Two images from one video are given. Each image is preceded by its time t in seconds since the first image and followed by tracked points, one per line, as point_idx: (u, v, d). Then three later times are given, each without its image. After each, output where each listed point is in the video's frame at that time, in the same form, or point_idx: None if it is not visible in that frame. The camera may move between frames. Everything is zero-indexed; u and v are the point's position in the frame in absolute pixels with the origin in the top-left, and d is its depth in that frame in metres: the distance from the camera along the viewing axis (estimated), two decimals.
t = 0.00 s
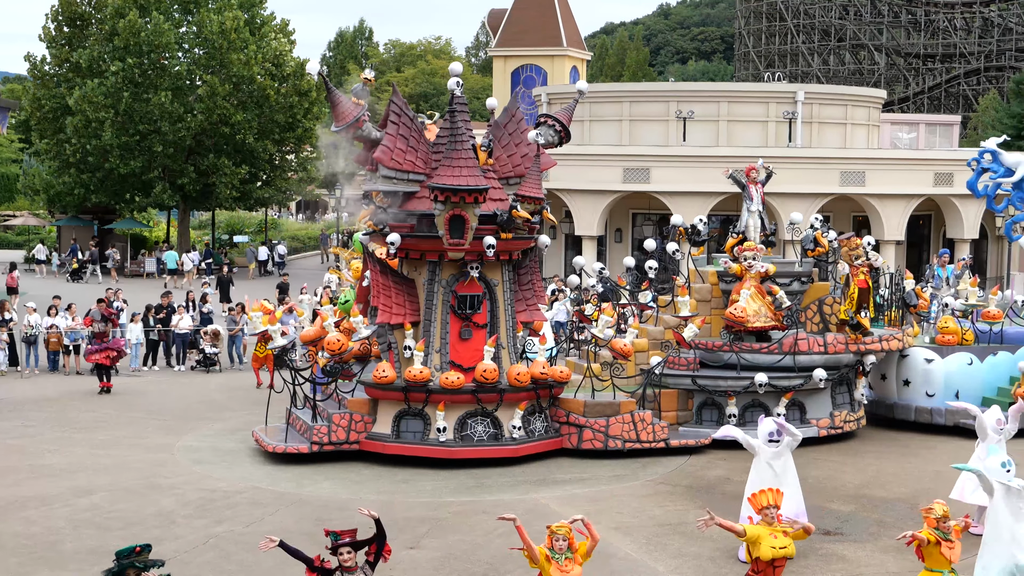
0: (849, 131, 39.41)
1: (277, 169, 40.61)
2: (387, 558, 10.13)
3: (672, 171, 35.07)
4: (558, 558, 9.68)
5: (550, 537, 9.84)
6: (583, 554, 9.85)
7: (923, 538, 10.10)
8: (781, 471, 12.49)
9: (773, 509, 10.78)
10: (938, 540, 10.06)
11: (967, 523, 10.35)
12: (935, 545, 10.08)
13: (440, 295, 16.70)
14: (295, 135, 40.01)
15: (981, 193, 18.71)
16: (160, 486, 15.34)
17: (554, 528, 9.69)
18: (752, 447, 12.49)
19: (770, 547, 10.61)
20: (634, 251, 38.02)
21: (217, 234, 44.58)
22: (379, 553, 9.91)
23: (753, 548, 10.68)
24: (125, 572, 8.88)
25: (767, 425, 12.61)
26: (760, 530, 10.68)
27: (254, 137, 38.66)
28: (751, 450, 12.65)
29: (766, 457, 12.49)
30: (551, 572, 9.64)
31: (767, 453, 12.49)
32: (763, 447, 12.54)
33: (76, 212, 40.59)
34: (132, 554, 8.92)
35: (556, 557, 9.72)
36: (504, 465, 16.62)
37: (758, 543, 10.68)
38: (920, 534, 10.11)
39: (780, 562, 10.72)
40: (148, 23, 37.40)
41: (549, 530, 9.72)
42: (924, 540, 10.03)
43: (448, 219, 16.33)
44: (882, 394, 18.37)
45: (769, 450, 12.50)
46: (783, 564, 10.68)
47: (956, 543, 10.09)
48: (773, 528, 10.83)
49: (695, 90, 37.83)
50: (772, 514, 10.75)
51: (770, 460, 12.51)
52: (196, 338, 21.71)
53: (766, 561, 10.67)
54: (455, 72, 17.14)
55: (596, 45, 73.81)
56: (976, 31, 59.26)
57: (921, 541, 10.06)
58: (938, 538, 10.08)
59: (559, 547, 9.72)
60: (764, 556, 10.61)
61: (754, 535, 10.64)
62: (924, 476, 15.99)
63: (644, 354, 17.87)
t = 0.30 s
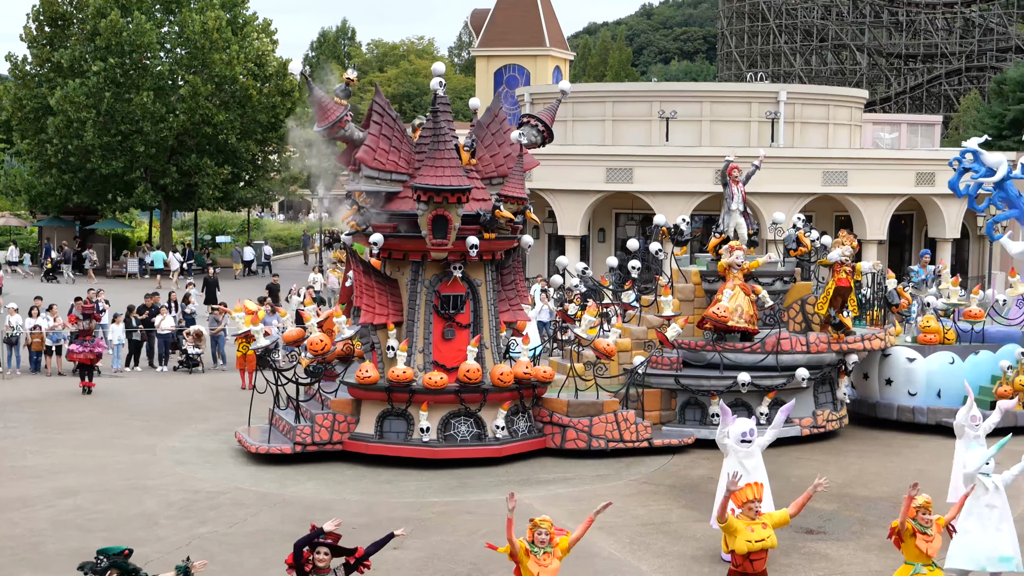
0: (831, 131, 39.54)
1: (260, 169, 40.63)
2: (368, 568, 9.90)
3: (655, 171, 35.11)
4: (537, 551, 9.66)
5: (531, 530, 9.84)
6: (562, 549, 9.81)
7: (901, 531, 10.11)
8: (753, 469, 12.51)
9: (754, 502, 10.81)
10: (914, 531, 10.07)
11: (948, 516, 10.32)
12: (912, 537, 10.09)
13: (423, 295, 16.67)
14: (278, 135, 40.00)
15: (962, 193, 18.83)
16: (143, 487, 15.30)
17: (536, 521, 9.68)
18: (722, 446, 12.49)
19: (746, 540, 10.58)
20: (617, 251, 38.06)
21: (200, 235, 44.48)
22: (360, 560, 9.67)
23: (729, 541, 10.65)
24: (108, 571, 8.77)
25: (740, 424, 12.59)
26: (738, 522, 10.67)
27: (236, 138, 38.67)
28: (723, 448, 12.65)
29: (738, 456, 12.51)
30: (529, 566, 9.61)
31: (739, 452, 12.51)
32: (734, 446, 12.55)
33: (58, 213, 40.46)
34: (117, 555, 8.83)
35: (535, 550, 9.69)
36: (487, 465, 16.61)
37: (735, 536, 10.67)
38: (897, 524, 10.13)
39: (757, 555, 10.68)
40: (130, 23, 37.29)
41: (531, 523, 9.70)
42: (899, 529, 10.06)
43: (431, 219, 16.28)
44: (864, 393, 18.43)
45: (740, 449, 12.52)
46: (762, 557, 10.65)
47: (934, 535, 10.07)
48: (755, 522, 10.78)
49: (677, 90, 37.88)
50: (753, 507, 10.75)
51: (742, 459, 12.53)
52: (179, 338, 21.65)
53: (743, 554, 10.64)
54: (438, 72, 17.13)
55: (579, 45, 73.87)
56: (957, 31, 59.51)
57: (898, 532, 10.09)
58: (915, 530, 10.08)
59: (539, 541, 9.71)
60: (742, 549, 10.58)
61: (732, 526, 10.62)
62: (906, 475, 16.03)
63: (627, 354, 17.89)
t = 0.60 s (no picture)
0: (815, 131, 39.63)
1: (244, 169, 40.67)
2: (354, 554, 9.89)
3: (640, 171, 35.14)
4: (521, 559, 9.63)
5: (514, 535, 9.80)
6: (546, 553, 9.79)
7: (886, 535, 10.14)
8: (733, 471, 12.55)
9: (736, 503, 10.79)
10: (898, 534, 10.10)
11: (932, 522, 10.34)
12: (895, 540, 10.13)
13: (408, 295, 16.65)
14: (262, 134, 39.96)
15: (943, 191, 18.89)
16: (127, 488, 15.25)
17: (521, 529, 9.61)
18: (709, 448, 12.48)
19: (727, 543, 10.61)
20: (602, 250, 38.07)
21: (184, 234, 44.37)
22: (345, 550, 9.72)
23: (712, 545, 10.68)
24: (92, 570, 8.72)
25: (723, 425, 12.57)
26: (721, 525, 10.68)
27: (221, 138, 38.59)
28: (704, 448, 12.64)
29: (720, 458, 12.51)
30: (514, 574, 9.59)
31: (721, 452, 12.52)
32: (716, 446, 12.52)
33: (41, 213, 40.34)
34: (96, 553, 8.78)
35: (520, 557, 9.67)
36: (472, 465, 16.61)
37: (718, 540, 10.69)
38: (882, 527, 10.16)
39: (740, 558, 10.69)
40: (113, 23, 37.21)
41: (515, 530, 9.65)
42: (884, 532, 10.10)
43: (415, 220, 16.28)
44: (848, 392, 18.48)
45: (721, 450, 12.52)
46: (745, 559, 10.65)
47: (918, 539, 10.10)
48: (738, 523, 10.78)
49: (662, 90, 37.92)
50: (736, 509, 10.72)
51: (723, 460, 12.55)
52: (163, 338, 21.60)
53: (726, 556, 10.66)
54: (422, 72, 17.10)
55: (564, 45, 73.88)
56: (940, 32, 59.71)
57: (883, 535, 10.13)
58: (899, 534, 10.11)
59: (524, 548, 9.67)
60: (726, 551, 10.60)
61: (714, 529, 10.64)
62: (890, 474, 16.07)
63: (612, 354, 17.91)
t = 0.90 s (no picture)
0: (802, 131, 39.71)
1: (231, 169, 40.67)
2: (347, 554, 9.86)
3: (627, 171, 35.18)
4: (513, 561, 9.65)
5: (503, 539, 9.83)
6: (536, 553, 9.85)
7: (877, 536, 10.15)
8: (732, 470, 12.61)
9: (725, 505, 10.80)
10: (890, 535, 10.12)
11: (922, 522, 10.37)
12: (888, 542, 10.14)
13: (395, 295, 16.65)
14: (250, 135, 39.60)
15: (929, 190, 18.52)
16: (114, 489, 15.21)
17: (509, 534, 9.61)
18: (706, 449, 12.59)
19: (724, 543, 10.55)
20: (589, 250, 38.08)
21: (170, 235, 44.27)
22: (338, 552, 9.77)
23: (706, 546, 10.63)
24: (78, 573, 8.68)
25: (723, 424, 12.67)
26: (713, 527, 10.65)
27: (207, 137, 38.23)
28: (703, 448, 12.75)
29: (719, 456, 12.59)
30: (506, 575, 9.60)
31: (719, 451, 12.59)
32: (715, 445, 12.61)
33: (27, 213, 40.26)
34: (83, 557, 8.70)
35: (510, 560, 9.68)
36: (460, 465, 16.60)
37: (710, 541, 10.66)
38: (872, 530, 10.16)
39: (733, 558, 10.67)
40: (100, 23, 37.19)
41: (504, 535, 9.66)
42: (877, 533, 10.10)
43: (403, 220, 16.26)
44: (835, 392, 18.51)
45: (721, 449, 12.59)
46: (739, 560, 10.63)
47: (910, 539, 10.13)
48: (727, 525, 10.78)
49: (649, 90, 37.96)
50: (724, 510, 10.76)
51: (722, 459, 12.61)
52: (150, 338, 21.58)
53: (720, 558, 10.62)
54: (410, 72, 17.11)
55: (551, 45, 73.89)
56: (926, 31, 59.84)
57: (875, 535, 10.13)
58: (891, 535, 10.12)
59: (514, 551, 9.70)
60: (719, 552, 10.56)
61: (707, 531, 10.60)
62: (877, 473, 16.10)
63: (599, 354, 17.92)
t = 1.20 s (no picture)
0: (789, 131, 39.76)
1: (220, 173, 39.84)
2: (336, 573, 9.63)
3: (615, 171, 35.20)
4: (502, 555, 9.60)
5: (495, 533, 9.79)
6: (528, 551, 9.76)
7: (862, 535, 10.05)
8: (730, 468, 12.63)
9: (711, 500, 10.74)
10: (875, 532, 10.01)
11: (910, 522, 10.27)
12: (873, 539, 10.02)
13: (383, 296, 16.63)
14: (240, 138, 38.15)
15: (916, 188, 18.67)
16: (102, 490, 15.18)
17: (501, 525, 9.57)
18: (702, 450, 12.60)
19: (706, 538, 10.52)
20: (577, 250, 38.09)
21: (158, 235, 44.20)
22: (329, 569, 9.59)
23: (691, 541, 10.58)
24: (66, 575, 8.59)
25: (717, 423, 12.68)
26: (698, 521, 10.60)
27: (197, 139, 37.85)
28: (699, 448, 12.73)
29: (715, 456, 12.60)
30: (494, 569, 9.56)
31: (716, 450, 12.59)
32: (710, 444, 12.61)
33: (14, 214, 40.14)
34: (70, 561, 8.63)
35: (500, 553, 9.63)
36: (448, 465, 16.60)
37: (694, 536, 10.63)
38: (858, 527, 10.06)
39: (717, 553, 10.63)
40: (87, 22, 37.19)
41: (494, 527, 9.61)
42: (860, 531, 9.99)
43: (391, 220, 16.27)
44: (823, 391, 18.54)
45: (716, 449, 12.59)
46: (722, 556, 10.60)
47: (896, 537, 9.98)
48: (714, 520, 10.73)
49: (637, 90, 37.99)
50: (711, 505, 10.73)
51: (719, 458, 12.64)
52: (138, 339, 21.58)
53: (703, 552, 10.59)
54: (397, 72, 17.09)
55: (539, 45, 73.90)
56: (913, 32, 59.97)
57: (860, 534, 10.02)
58: (875, 532, 10.01)
59: (504, 544, 9.65)
60: (702, 546, 10.52)
61: (691, 525, 10.54)
62: (865, 473, 16.13)
63: (587, 354, 17.93)
